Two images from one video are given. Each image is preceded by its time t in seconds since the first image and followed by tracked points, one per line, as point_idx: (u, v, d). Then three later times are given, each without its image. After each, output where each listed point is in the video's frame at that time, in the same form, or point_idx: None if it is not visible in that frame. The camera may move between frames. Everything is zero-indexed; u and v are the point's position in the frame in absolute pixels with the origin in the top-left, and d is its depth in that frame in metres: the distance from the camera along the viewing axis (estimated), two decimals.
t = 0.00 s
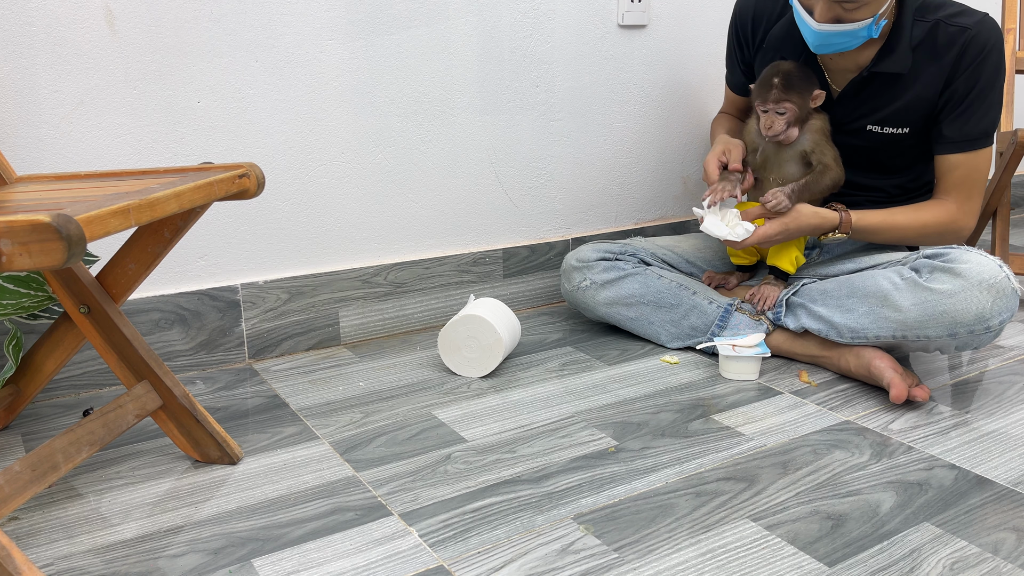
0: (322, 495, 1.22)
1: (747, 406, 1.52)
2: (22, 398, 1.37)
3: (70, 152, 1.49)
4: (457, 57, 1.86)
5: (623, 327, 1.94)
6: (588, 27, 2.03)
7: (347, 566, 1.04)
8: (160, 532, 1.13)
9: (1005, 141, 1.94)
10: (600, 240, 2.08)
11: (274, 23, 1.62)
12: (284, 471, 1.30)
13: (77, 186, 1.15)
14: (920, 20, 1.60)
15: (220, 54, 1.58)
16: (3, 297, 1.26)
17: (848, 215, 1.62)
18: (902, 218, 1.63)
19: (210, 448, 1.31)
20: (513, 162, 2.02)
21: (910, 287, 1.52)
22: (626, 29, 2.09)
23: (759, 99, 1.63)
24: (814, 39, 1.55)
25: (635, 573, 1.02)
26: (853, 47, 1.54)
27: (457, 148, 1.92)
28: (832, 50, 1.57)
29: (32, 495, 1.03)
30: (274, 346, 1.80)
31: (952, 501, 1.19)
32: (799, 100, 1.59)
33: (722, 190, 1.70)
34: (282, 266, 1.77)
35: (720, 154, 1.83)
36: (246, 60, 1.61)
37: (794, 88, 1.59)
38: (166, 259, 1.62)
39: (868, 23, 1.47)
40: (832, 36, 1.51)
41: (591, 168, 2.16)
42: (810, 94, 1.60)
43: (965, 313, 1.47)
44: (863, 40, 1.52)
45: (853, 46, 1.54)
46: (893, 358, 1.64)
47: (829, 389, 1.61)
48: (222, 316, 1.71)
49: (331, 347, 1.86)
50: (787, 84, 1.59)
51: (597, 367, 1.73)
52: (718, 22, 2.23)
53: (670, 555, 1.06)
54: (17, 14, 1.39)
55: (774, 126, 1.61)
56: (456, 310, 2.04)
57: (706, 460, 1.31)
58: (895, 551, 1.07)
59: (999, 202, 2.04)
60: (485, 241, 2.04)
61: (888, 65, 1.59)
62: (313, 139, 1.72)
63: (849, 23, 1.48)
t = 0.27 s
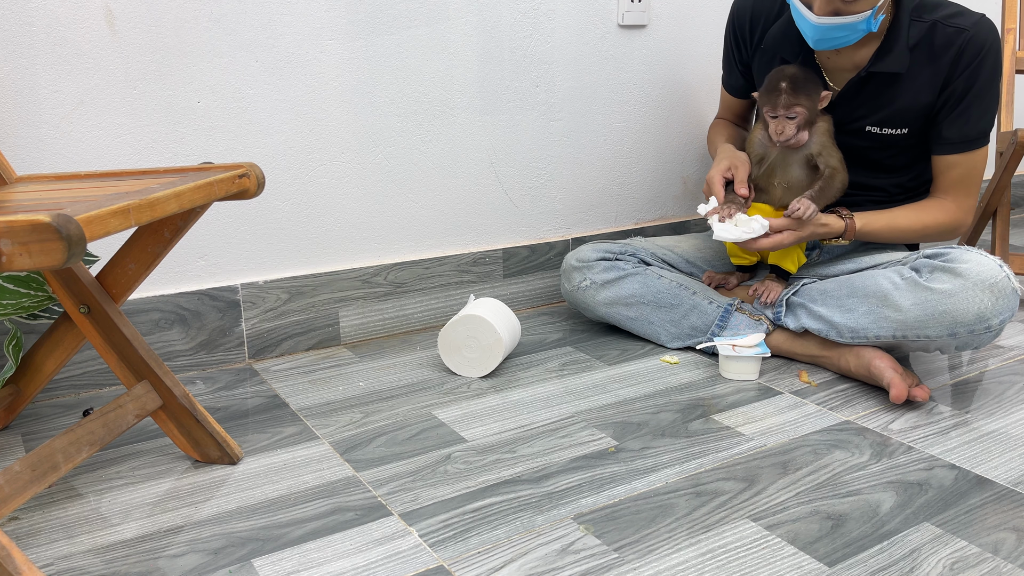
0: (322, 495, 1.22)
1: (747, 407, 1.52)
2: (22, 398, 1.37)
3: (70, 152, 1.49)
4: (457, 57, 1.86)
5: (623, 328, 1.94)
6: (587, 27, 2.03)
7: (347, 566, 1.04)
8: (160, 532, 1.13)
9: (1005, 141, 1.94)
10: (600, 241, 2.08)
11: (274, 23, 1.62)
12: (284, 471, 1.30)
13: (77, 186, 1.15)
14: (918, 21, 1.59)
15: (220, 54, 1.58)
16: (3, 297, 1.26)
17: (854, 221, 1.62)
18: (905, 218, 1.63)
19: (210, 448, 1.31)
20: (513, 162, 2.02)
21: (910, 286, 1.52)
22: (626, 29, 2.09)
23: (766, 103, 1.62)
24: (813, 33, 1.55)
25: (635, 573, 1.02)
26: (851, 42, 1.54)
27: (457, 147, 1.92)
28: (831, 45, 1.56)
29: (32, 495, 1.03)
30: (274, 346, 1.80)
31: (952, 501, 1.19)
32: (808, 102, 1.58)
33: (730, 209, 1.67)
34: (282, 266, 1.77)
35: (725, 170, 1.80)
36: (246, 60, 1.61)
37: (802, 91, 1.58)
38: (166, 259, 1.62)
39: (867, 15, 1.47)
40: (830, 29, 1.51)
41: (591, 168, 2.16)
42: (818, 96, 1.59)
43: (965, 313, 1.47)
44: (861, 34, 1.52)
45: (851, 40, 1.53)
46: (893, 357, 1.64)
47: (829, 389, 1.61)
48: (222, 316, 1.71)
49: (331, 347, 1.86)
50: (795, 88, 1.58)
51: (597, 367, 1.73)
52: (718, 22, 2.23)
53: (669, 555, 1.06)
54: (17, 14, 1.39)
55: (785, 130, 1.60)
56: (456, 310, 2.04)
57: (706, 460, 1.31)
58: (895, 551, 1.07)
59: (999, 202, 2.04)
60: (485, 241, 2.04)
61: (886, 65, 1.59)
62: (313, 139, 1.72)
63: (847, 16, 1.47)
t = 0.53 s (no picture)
0: (322, 495, 1.22)
1: (747, 407, 1.52)
2: (22, 398, 1.37)
3: (70, 152, 1.49)
4: (457, 57, 1.86)
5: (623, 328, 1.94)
6: (588, 27, 2.03)
7: (347, 566, 1.04)
8: (160, 532, 1.13)
9: (1005, 141, 1.94)
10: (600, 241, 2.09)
11: (274, 23, 1.62)
12: (284, 471, 1.30)
13: (77, 185, 1.15)
14: (915, 20, 1.60)
15: (220, 54, 1.58)
16: (3, 297, 1.26)
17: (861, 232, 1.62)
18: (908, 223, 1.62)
19: (210, 448, 1.31)
20: (513, 162, 2.02)
21: (910, 287, 1.52)
22: (626, 29, 2.09)
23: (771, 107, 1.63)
24: (813, 28, 1.55)
25: (635, 573, 1.02)
26: (851, 37, 1.54)
27: (457, 148, 1.92)
28: (830, 40, 1.56)
29: (32, 495, 1.03)
30: (274, 346, 1.80)
31: (952, 501, 1.19)
32: (813, 110, 1.59)
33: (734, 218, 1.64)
34: (282, 266, 1.77)
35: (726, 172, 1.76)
36: (246, 60, 1.61)
37: (808, 98, 1.59)
38: (166, 259, 1.62)
39: (866, 8, 1.47)
40: (831, 23, 1.51)
41: (591, 168, 2.16)
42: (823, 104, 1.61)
43: (965, 313, 1.47)
44: (860, 29, 1.52)
45: (849, 35, 1.53)
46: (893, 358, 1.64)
47: (829, 389, 1.61)
48: (222, 316, 1.71)
49: (331, 348, 1.86)
50: (800, 93, 1.59)
51: (597, 367, 1.73)
52: (718, 22, 2.23)
53: (669, 555, 1.06)
54: (17, 14, 1.39)
55: (788, 136, 1.61)
56: (456, 310, 2.04)
57: (706, 460, 1.31)
58: (895, 551, 1.07)
59: (999, 202, 2.04)
60: (485, 241, 2.04)
61: (884, 64, 1.59)
62: (313, 139, 1.72)
63: (848, 9, 1.47)
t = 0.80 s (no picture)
0: (322, 495, 1.22)
1: (747, 406, 1.52)
2: (22, 398, 1.37)
3: (70, 152, 1.49)
4: (457, 58, 1.86)
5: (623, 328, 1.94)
6: (588, 27, 2.03)
7: (347, 566, 1.04)
8: (160, 532, 1.13)
9: (1005, 141, 1.94)
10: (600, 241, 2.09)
11: (274, 23, 1.62)
12: (284, 471, 1.30)
13: (77, 185, 1.15)
14: (913, 17, 1.60)
15: (220, 54, 1.58)
16: (3, 297, 1.26)
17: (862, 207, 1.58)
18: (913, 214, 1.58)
19: (210, 448, 1.31)
20: (513, 162, 2.02)
21: (910, 286, 1.52)
22: (626, 29, 2.09)
23: (779, 106, 1.62)
24: (812, 24, 1.55)
25: (635, 573, 1.02)
26: (850, 33, 1.54)
27: (457, 148, 1.92)
28: (829, 36, 1.56)
29: (33, 495, 1.03)
30: (274, 346, 1.80)
31: (952, 501, 1.19)
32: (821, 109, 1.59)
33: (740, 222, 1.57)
34: (282, 266, 1.77)
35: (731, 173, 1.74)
36: (246, 60, 1.61)
37: (817, 98, 1.58)
38: (166, 258, 1.62)
39: (865, 3, 1.47)
40: (830, 18, 1.51)
41: (591, 168, 2.16)
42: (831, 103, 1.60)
43: (965, 313, 1.47)
44: (860, 24, 1.52)
45: (849, 32, 1.53)
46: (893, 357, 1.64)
47: (829, 389, 1.61)
48: (222, 316, 1.71)
49: (331, 347, 1.86)
50: (810, 92, 1.58)
51: (597, 367, 1.73)
52: (718, 22, 2.23)
53: (669, 555, 1.06)
54: (17, 14, 1.39)
55: (796, 135, 1.61)
56: (456, 310, 2.04)
57: (705, 460, 1.31)
58: (895, 551, 1.07)
59: (999, 202, 2.04)
60: (485, 241, 2.04)
61: (882, 60, 1.60)
62: (313, 139, 1.72)
63: (846, 4, 1.47)
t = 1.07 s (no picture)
0: (322, 495, 1.22)
1: (747, 406, 1.52)
2: (22, 398, 1.37)
3: (70, 152, 1.49)
4: (457, 57, 1.86)
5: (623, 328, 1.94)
6: (588, 27, 2.03)
7: (347, 566, 1.04)
8: (160, 532, 1.13)
9: (1005, 142, 1.94)
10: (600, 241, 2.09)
11: (274, 23, 1.62)
12: (284, 471, 1.30)
13: (77, 185, 1.15)
14: (913, 17, 1.60)
15: (220, 54, 1.58)
16: (3, 298, 1.26)
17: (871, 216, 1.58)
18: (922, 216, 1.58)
19: (210, 448, 1.31)
20: (513, 162, 2.02)
21: (911, 286, 1.52)
22: (626, 29, 2.09)
23: (783, 100, 1.62)
24: (812, 22, 1.55)
25: (635, 573, 1.02)
26: (850, 31, 1.54)
27: (457, 148, 1.92)
28: (829, 35, 1.56)
29: (33, 495, 1.03)
30: (274, 346, 1.80)
31: (952, 501, 1.19)
32: (823, 105, 1.60)
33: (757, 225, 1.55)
34: (282, 266, 1.77)
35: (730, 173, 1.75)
36: (246, 60, 1.61)
37: (821, 93, 1.59)
38: (166, 258, 1.62)
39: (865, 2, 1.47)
40: (830, 17, 1.51)
41: (591, 168, 2.16)
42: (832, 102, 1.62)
43: (965, 313, 1.47)
44: (860, 23, 1.52)
45: (849, 30, 1.53)
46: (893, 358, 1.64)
47: (829, 389, 1.61)
48: (222, 316, 1.71)
49: (331, 348, 1.86)
50: (811, 88, 1.59)
51: (597, 367, 1.73)
52: (717, 22, 2.23)
53: (670, 555, 1.06)
54: (17, 14, 1.39)
55: (799, 131, 1.60)
56: (456, 310, 2.04)
57: (705, 460, 1.31)
58: (895, 551, 1.07)
59: (999, 202, 2.04)
60: (485, 241, 2.04)
61: (883, 59, 1.60)
62: (313, 139, 1.72)
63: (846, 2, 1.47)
